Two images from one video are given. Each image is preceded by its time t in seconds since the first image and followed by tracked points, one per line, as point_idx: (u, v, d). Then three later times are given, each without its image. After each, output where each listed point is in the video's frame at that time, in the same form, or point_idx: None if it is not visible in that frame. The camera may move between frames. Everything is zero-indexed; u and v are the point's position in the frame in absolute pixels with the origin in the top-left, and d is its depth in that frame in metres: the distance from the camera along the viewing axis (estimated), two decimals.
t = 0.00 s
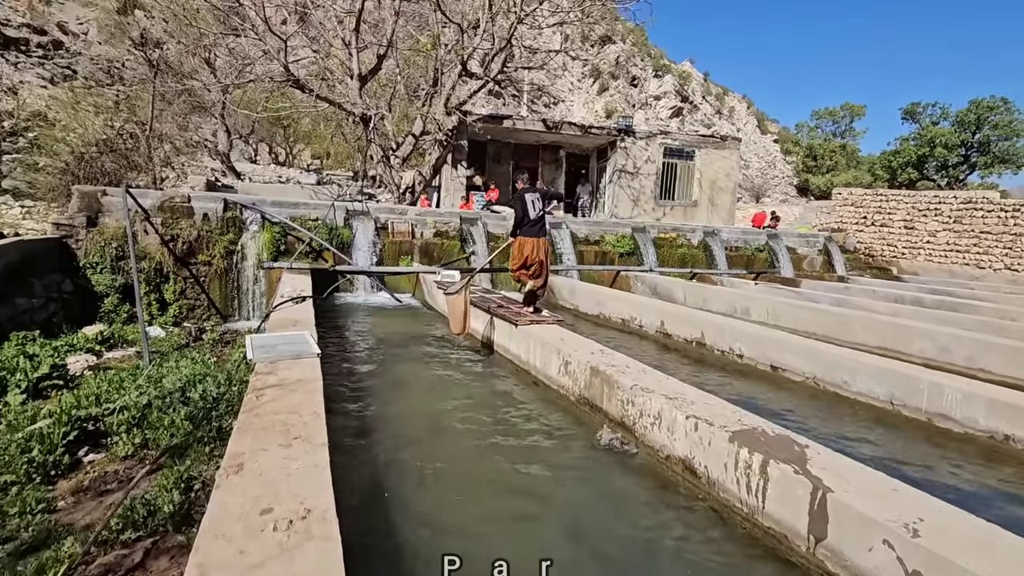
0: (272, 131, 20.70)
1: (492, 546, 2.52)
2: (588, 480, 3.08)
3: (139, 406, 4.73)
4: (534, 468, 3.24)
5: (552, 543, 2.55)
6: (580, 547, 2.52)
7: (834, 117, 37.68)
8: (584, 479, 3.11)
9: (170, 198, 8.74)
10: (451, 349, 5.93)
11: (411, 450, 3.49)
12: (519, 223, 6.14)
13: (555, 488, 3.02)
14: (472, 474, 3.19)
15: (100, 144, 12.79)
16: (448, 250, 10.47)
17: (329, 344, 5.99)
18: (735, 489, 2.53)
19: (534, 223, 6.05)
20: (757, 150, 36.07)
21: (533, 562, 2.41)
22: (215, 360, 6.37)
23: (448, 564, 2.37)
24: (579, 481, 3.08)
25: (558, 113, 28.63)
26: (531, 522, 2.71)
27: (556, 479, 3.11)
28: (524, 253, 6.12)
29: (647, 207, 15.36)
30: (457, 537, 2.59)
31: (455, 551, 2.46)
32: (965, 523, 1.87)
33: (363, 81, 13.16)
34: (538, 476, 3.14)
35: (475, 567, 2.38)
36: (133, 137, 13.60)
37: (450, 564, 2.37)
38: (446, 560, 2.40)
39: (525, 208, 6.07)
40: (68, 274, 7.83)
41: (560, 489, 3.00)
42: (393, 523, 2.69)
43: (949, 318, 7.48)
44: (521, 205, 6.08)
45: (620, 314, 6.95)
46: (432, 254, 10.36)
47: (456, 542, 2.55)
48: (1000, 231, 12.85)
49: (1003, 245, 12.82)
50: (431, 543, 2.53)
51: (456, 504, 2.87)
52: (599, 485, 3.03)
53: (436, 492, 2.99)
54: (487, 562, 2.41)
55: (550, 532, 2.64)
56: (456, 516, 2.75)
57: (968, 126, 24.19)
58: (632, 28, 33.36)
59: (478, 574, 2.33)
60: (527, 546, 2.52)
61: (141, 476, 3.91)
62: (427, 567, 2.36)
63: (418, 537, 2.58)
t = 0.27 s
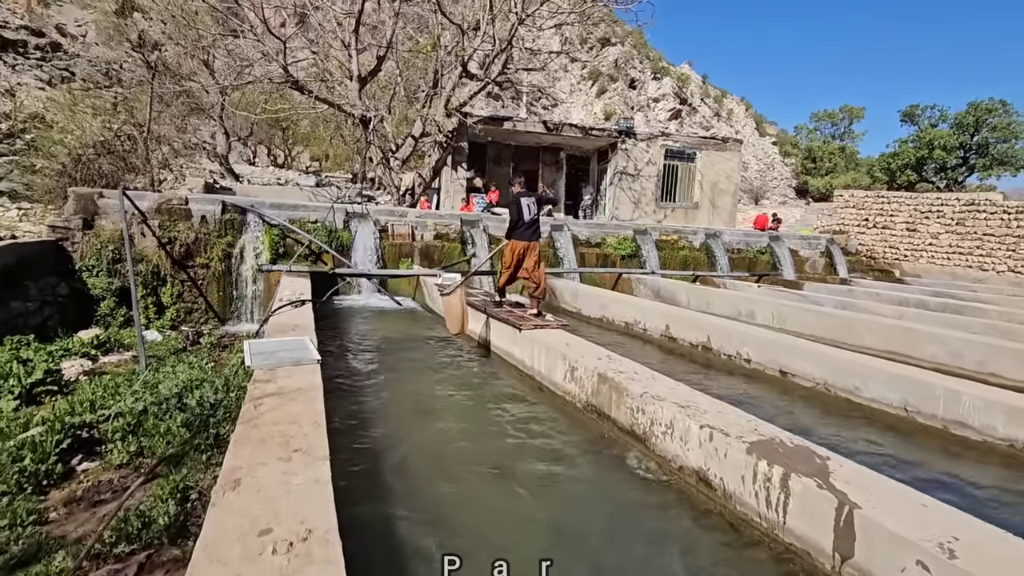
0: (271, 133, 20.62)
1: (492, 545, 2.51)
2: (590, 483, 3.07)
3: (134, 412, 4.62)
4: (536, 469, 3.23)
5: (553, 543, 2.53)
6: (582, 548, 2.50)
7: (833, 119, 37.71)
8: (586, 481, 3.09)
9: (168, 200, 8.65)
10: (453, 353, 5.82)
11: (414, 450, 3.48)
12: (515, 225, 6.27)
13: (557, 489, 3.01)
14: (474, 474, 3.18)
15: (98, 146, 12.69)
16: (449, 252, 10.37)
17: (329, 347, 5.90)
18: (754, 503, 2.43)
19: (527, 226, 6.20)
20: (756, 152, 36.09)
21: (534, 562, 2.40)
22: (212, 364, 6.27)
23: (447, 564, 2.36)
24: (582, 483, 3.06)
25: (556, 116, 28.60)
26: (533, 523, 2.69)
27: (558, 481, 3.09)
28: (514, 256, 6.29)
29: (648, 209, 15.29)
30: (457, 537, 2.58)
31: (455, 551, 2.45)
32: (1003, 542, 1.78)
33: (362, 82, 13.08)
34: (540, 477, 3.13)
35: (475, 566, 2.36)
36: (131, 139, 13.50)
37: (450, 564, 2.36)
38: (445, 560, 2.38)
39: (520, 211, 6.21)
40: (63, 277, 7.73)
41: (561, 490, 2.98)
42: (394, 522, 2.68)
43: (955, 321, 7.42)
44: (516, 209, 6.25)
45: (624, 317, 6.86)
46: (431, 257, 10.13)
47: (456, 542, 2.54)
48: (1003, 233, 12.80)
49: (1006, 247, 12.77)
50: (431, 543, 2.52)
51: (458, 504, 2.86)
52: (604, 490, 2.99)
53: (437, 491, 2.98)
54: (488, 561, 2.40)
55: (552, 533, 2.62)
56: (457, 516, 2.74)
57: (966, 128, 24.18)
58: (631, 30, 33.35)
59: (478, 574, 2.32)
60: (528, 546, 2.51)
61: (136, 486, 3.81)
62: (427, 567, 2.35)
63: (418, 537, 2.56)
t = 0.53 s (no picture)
0: (272, 136, 20.55)
1: (493, 547, 2.55)
2: (591, 484, 3.09)
3: (129, 422, 4.50)
4: (537, 471, 3.25)
5: (553, 545, 2.56)
6: (582, 548, 2.53)
7: (834, 121, 37.61)
8: (586, 482, 3.11)
9: (166, 203, 8.51)
10: (457, 359, 5.69)
11: (416, 453, 3.50)
12: (503, 231, 6.39)
13: (558, 491, 3.03)
14: (475, 476, 3.20)
15: (97, 149, 12.59)
16: (451, 256, 10.26)
17: (330, 354, 5.78)
18: (781, 524, 2.29)
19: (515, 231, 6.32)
20: (757, 155, 35.97)
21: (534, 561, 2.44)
22: (210, 371, 6.15)
23: (448, 564, 2.40)
24: (583, 485, 3.08)
25: (557, 119, 28.52)
26: (534, 525, 2.72)
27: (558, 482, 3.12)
28: (506, 260, 6.37)
29: (651, 211, 15.16)
30: (458, 538, 2.61)
31: (455, 551, 2.50)
32: None
33: (363, 85, 12.98)
34: (541, 480, 3.15)
35: (475, 566, 2.40)
36: (131, 142, 13.40)
37: (450, 563, 2.40)
38: (446, 560, 2.43)
39: (507, 217, 6.33)
40: (60, 282, 7.60)
41: (561, 492, 3.01)
42: (396, 524, 2.72)
43: (968, 325, 7.27)
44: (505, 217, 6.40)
45: (631, 322, 6.73)
46: (434, 259, 10.09)
47: (457, 543, 2.57)
48: (1011, 235, 12.66)
49: (1014, 250, 12.62)
50: (431, 543, 2.56)
51: (459, 507, 2.88)
52: (607, 495, 2.97)
53: (439, 494, 3.00)
54: (487, 561, 2.44)
55: (553, 536, 2.63)
56: (459, 519, 2.77)
57: (968, 130, 24.04)
58: (632, 33, 33.30)
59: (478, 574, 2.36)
60: (528, 547, 2.55)
61: (129, 499, 3.68)
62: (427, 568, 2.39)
63: (420, 539, 2.60)
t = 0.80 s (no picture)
0: (276, 138, 20.52)
1: (493, 547, 2.57)
2: (591, 485, 3.12)
3: (126, 428, 4.40)
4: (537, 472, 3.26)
5: (554, 543, 2.60)
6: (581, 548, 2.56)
7: (840, 123, 37.41)
8: (586, 484, 3.13)
9: (168, 204, 8.41)
10: (461, 363, 5.56)
11: (417, 455, 3.50)
12: (500, 229, 6.23)
13: (559, 493, 3.04)
14: (477, 477, 3.22)
15: (101, 150, 12.55)
16: (454, 258, 10.22)
17: (332, 358, 5.67)
18: (807, 548, 2.11)
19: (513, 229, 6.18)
20: (761, 158, 35.80)
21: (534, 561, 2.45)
22: (211, 375, 6.06)
23: (448, 564, 2.42)
24: (583, 487, 3.10)
25: (560, 121, 28.43)
26: (534, 526, 2.73)
27: (559, 483, 3.15)
28: (506, 261, 6.21)
29: (657, 214, 15.03)
30: (458, 538, 2.64)
31: (454, 551, 2.52)
32: None
33: (367, 86, 12.91)
34: (542, 481, 3.16)
35: (475, 566, 2.43)
36: (135, 143, 13.35)
37: (450, 563, 2.42)
38: (446, 560, 2.45)
39: (505, 215, 6.19)
40: (61, 283, 7.53)
41: (561, 493, 3.03)
42: (396, 523, 2.75)
43: (983, 331, 7.11)
44: (505, 216, 6.23)
45: (638, 327, 6.61)
46: (437, 262, 10.06)
47: (456, 544, 2.60)
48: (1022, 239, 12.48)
49: None
50: (433, 543, 2.60)
51: (460, 508, 2.90)
52: (609, 501, 2.95)
53: (440, 496, 3.02)
54: (487, 562, 2.46)
55: (554, 536, 2.65)
56: (459, 518, 2.80)
57: (975, 133, 23.83)
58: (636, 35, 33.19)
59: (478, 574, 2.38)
60: (526, 545, 2.58)
61: (124, 509, 3.57)
62: (428, 568, 2.41)
63: (420, 538, 2.64)
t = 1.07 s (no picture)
0: (282, 138, 20.50)
1: (493, 547, 2.57)
2: (596, 488, 3.09)
3: (128, 431, 4.33)
4: (541, 475, 3.24)
5: (556, 547, 2.58)
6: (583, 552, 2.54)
7: (848, 123, 37.09)
8: (591, 487, 3.10)
9: (173, 204, 8.34)
10: (468, 366, 5.45)
11: (422, 457, 3.49)
12: (501, 231, 6.11)
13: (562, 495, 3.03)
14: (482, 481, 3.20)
15: (108, 150, 12.53)
16: (461, 259, 10.11)
17: (337, 360, 5.58)
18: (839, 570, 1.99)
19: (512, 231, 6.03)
20: (767, 158, 35.54)
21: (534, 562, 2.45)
22: (215, 377, 5.99)
23: (448, 564, 2.41)
24: (589, 491, 3.06)
25: (565, 121, 28.29)
26: (536, 527, 2.73)
27: (562, 484, 3.14)
28: (509, 262, 6.09)
29: (664, 214, 14.89)
30: (458, 538, 2.64)
31: (454, 551, 2.51)
32: None
33: (373, 85, 12.82)
34: (547, 485, 3.14)
35: (474, 567, 2.42)
36: (141, 143, 13.33)
37: (450, 563, 2.41)
38: (446, 559, 2.44)
39: (506, 216, 6.07)
40: (66, 283, 7.49)
41: (565, 496, 3.01)
42: (399, 525, 2.74)
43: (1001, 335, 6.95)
44: (506, 216, 6.09)
45: (647, 330, 6.49)
46: (444, 263, 9.94)
47: (456, 544, 2.59)
48: None
49: None
50: (433, 543, 2.59)
51: (462, 510, 2.89)
52: (615, 504, 2.92)
53: (442, 498, 3.00)
54: (488, 562, 2.46)
55: (556, 539, 2.63)
56: (462, 519, 2.79)
57: (985, 133, 23.51)
58: (642, 35, 33.01)
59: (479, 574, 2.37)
60: (527, 546, 2.58)
61: (125, 515, 3.49)
62: (428, 567, 2.41)
63: (421, 538, 2.63)
